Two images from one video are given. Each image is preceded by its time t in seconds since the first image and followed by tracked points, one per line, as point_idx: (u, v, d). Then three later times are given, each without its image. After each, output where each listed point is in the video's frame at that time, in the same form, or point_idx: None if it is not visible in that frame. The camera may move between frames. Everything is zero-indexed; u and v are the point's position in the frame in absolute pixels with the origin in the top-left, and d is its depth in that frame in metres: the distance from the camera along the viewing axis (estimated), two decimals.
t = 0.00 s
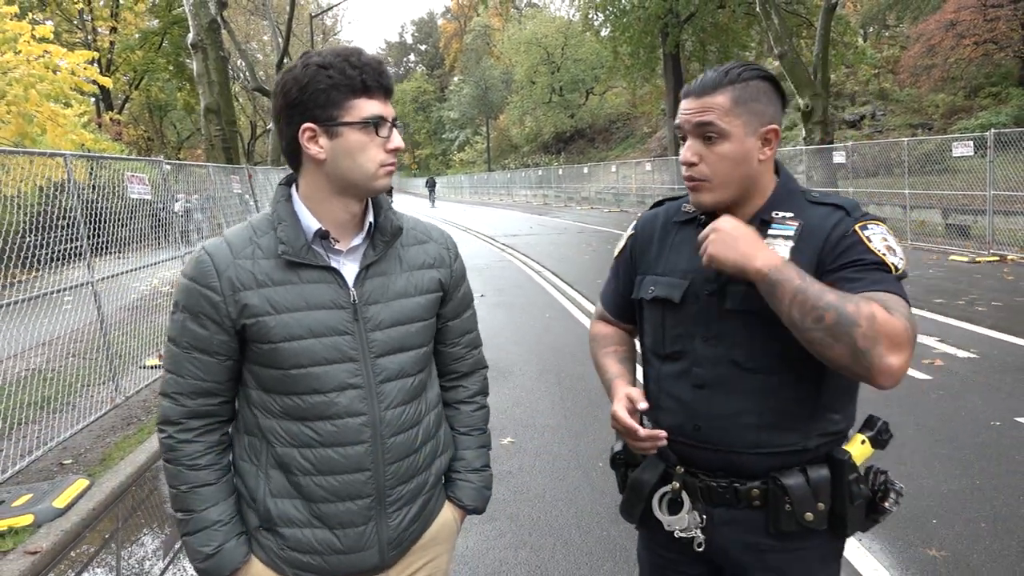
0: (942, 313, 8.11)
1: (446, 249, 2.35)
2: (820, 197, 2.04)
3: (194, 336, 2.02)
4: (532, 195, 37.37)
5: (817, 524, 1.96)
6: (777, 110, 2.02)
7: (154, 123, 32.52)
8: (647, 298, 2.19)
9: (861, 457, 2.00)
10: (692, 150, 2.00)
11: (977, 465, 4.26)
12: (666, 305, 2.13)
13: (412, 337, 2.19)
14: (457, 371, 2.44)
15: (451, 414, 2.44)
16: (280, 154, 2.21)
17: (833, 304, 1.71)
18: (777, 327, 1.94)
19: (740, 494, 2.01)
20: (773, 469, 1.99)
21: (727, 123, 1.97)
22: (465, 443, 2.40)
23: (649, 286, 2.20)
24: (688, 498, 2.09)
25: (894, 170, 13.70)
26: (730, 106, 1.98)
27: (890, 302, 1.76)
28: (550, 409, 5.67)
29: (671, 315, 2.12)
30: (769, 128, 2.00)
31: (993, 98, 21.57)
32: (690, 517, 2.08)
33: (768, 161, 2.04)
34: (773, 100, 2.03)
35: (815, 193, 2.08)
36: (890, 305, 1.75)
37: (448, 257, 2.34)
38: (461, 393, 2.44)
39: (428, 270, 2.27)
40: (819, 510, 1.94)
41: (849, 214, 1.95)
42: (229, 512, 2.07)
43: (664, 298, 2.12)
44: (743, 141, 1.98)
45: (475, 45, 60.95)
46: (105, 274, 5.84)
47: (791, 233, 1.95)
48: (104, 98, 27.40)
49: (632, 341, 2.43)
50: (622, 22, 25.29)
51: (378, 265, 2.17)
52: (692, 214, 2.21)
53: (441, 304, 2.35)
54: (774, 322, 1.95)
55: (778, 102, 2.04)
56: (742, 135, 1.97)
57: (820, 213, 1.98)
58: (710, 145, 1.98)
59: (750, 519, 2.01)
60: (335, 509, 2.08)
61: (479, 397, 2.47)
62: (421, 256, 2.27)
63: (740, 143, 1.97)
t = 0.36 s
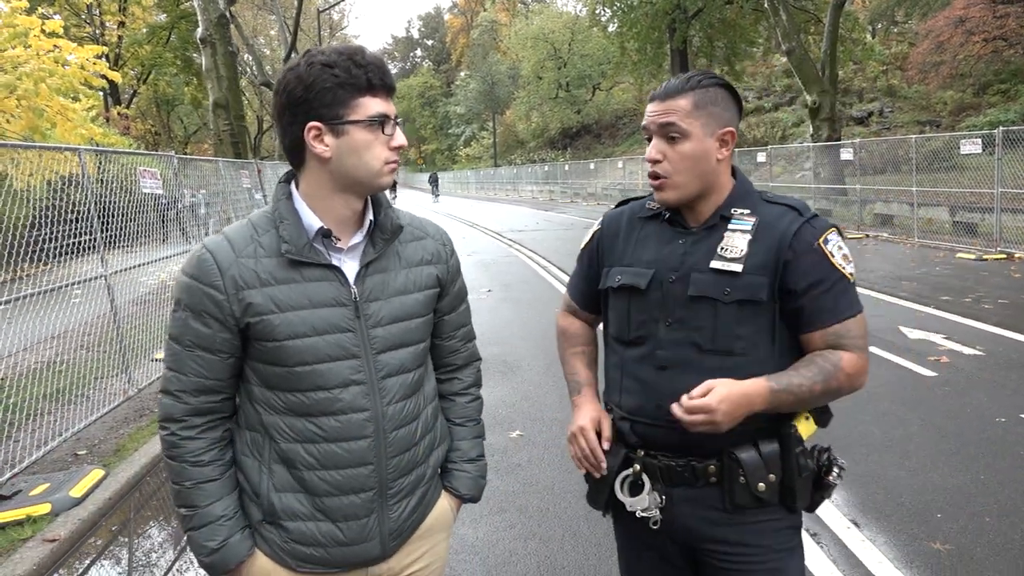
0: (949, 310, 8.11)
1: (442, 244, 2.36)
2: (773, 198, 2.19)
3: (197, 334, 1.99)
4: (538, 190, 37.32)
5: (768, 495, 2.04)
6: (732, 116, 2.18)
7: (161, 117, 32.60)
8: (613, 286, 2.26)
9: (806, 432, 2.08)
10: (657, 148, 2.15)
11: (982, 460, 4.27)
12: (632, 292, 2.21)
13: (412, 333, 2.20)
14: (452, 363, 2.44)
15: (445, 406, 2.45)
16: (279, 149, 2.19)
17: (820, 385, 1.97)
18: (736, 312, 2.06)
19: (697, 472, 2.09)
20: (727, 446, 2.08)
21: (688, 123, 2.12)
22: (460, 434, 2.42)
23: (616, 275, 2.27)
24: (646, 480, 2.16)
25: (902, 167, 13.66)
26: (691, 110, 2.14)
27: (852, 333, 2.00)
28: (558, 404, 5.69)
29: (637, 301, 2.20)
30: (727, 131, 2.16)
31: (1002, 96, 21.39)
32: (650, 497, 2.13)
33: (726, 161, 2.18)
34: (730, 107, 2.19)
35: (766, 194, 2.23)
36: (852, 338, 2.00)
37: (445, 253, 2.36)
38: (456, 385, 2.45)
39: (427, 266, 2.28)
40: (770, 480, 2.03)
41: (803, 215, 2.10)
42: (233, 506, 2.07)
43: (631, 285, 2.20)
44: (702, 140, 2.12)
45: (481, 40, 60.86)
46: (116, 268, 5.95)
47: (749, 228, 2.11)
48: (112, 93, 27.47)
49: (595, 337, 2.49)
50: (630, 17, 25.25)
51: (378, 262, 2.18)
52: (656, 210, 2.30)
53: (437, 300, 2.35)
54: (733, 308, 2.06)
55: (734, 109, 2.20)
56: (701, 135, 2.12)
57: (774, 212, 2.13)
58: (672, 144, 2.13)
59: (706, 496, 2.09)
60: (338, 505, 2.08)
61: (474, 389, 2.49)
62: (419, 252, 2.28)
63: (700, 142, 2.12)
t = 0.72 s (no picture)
0: (947, 311, 8.14)
1: (424, 241, 2.38)
2: (761, 196, 2.23)
3: (190, 337, 1.97)
4: (539, 189, 37.34)
5: (762, 477, 2.09)
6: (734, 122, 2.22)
7: (162, 113, 32.63)
8: (609, 279, 2.28)
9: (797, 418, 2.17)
10: (661, 141, 2.18)
11: (979, 458, 4.30)
12: (628, 284, 2.23)
13: (400, 329, 2.23)
14: (434, 356, 2.47)
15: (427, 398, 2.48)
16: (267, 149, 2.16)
17: (745, 366, 1.89)
18: (727, 302, 2.09)
19: (696, 458, 2.12)
20: (723, 431, 2.11)
21: (693, 121, 2.16)
22: (443, 424, 2.45)
23: (612, 268, 2.29)
24: (648, 468, 2.17)
25: (903, 168, 13.69)
26: (699, 109, 2.17)
27: (784, 304, 1.99)
28: (559, 400, 5.71)
29: (632, 293, 2.23)
30: (727, 135, 2.20)
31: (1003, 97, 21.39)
32: (651, 484, 2.15)
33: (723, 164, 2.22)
34: (731, 114, 2.23)
35: (753, 194, 2.28)
36: (782, 316, 1.97)
37: (427, 249, 2.38)
38: (437, 376, 2.48)
39: (410, 263, 2.30)
40: (765, 463, 2.08)
41: (786, 213, 2.15)
42: (228, 505, 2.04)
43: (627, 277, 2.22)
44: (703, 140, 2.16)
45: (483, 38, 60.84)
46: (124, 263, 6.05)
47: (738, 222, 2.15)
48: (113, 89, 27.46)
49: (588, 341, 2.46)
50: (631, 17, 25.27)
51: (366, 260, 2.19)
52: (652, 206, 2.33)
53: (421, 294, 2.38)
54: (725, 297, 2.09)
55: (735, 117, 2.24)
56: (704, 134, 2.16)
57: (762, 208, 2.17)
58: (675, 138, 2.17)
59: (704, 480, 2.12)
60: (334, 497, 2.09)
61: (455, 379, 2.51)
62: (403, 249, 2.30)
63: (702, 141, 2.16)
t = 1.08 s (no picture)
0: (949, 302, 8.16)
1: (407, 229, 2.42)
2: (764, 182, 2.23)
3: (193, 331, 1.95)
4: (542, 182, 37.31)
5: (766, 461, 2.12)
6: (741, 114, 2.21)
7: (165, 107, 32.65)
8: (617, 267, 2.35)
9: (804, 404, 2.16)
10: (662, 126, 2.22)
11: (978, 446, 4.32)
12: (633, 272, 2.30)
13: (391, 315, 2.27)
14: (416, 340, 2.50)
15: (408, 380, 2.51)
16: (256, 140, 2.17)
17: (720, 318, 1.86)
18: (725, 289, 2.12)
19: (701, 439, 2.16)
20: (727, 415, 2.15)
21: (693, 110, 2.18)
22: (428, 405, 2.49)
23: (620, 256, 2.36)
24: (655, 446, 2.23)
25: (906, 160, 13.68)
26: (702, 99, 2.18)
27: (763, 271, 1.97)
28: (562, 390, 5.73)
29: (638, 281, 2.29)
30: (729, 128, 2.19)
31: (1007, 89, 21.32)
32: (658, 462, 2.21)
33: (725, 154, 2.21)
34: (740, 105, 2.21)
35: (759, 180, 2.27)
36: (762, 278, 1.95)
37: (411, 237, 2.42)
38: (420, 359, 2.51)
39: (397, 251, 2.34)
40: (767, 448, 2.10)
41: (783, 198, 2.13)
42: (235, 496, 2.04)
43: (631, 266, 2.29)
44: (702, 129, 2.17)
45: (485, 31, 60.69)
46: (131, 255, 6.14)
47: (734, 209, 2.15)
48: (116, 82, 27.48)
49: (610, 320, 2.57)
50: (634, 9, 25.23)
51: (359, 250, 2.22)
52: (660, 195, 2.38)
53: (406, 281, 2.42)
54: (723, 284, 2.12)
55: (746, 109, 2.23)
56: (703, 124, 2.17)
57: (761, 194, 2.17)
58: (677, 126, 2.19)
59: (708, 462, 2.15)
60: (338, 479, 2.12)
61: (437, 361, 2.55)
62: (391, 237, 2.33)
63: (700, 130, 2.18)
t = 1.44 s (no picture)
0: (945, 301, 8.18)
1: (399, 223, 2.43)
2: (766, 179, 2.23)
3: (190, 327, 1.96)
4: (540, 179, 37.32)
5: (771, 454, 2.12)
6: (740, 111, 2.21)
7: (163, 102, 32.63)
8: (622, 265, 2.37)
9: (807, 398, 2.17)
10: (662, 128, 2.23)
11: (974, 443, 4.35)
12: (638, 269, 2.32)
13: (384, 308, 2.28)
14: (408, 333, 2.50)
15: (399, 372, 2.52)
16: (253, 133, 2.16)
17: (718, 313, 1.88)
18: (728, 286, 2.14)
19: (707, 432, 2.17)
20: (732, 408, 2.16)
21: (693, 111, 2.18)
22: (420, 396, 2.50)
23: (625, 254, 2.37)
24: (663, 438, 2.24)
25: (903, 159, 13.71)
26: (700, 99, 2.19)
27: (760, 269, 1.98)
28: (559, 386, 5.76)
29: (643, 279, 2.31)
30: (729, 125, 2.19)
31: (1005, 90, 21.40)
32: (665, 455, 2.23)
33: (727, 151, 2.22)
34: (739, 103, 2.22)
35: (761, 175, 2.27)
36: (761, 274, 1.96)
37: (403, 231, 2.43)
38: (411, 351, 2.51)
39: (390, 245, 2.34)
40: (772, 440, 2.11)
41: (784, 194, 2.14)
42: (233, 490, 2.05)
43: (635, 264, 2.31)
44: (702, 130, 2.18)
45: (484, 28, 60.63)
46: (131, 250, 6.19)
47: (736, 206, 2.16)
48: (114, 76, 27.43)
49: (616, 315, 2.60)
50: (633, 7, 25.25)
51: (352, 244, 2.22)
52: (663, 191, 2.39)
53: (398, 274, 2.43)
54: (724, 282, 2.14)
55: (745, 106, 2.23)
56: (703, 125, 2.18)
57: (762, 191, 2.18)
58: (677, 128, 2.20)
59: (715, 454, 2.17)
60: (333, 471, 2.13)
61: (429, 354, 2.56)
62: (383, 232, 2.34)
63: (700, 131, 2.18)
